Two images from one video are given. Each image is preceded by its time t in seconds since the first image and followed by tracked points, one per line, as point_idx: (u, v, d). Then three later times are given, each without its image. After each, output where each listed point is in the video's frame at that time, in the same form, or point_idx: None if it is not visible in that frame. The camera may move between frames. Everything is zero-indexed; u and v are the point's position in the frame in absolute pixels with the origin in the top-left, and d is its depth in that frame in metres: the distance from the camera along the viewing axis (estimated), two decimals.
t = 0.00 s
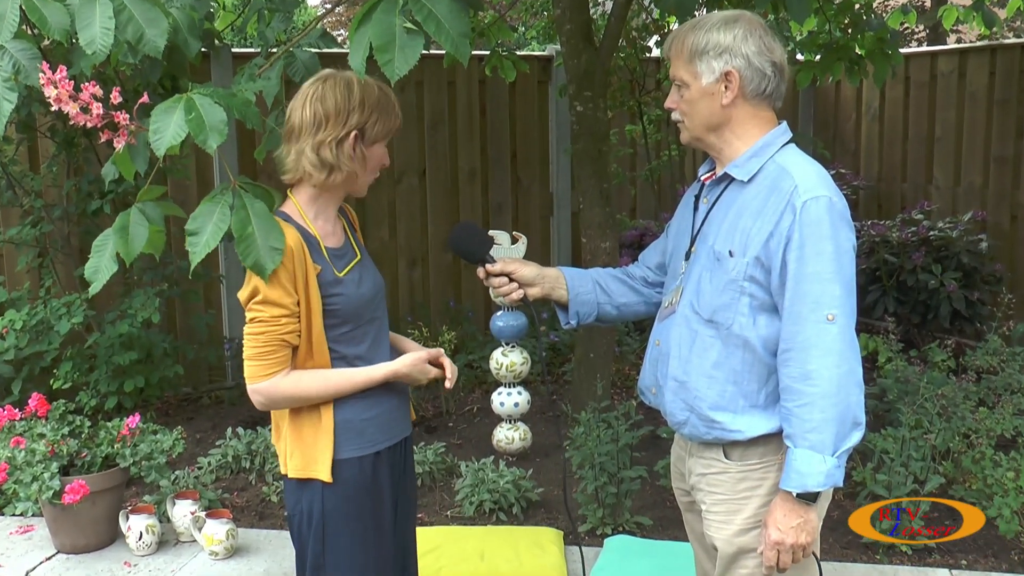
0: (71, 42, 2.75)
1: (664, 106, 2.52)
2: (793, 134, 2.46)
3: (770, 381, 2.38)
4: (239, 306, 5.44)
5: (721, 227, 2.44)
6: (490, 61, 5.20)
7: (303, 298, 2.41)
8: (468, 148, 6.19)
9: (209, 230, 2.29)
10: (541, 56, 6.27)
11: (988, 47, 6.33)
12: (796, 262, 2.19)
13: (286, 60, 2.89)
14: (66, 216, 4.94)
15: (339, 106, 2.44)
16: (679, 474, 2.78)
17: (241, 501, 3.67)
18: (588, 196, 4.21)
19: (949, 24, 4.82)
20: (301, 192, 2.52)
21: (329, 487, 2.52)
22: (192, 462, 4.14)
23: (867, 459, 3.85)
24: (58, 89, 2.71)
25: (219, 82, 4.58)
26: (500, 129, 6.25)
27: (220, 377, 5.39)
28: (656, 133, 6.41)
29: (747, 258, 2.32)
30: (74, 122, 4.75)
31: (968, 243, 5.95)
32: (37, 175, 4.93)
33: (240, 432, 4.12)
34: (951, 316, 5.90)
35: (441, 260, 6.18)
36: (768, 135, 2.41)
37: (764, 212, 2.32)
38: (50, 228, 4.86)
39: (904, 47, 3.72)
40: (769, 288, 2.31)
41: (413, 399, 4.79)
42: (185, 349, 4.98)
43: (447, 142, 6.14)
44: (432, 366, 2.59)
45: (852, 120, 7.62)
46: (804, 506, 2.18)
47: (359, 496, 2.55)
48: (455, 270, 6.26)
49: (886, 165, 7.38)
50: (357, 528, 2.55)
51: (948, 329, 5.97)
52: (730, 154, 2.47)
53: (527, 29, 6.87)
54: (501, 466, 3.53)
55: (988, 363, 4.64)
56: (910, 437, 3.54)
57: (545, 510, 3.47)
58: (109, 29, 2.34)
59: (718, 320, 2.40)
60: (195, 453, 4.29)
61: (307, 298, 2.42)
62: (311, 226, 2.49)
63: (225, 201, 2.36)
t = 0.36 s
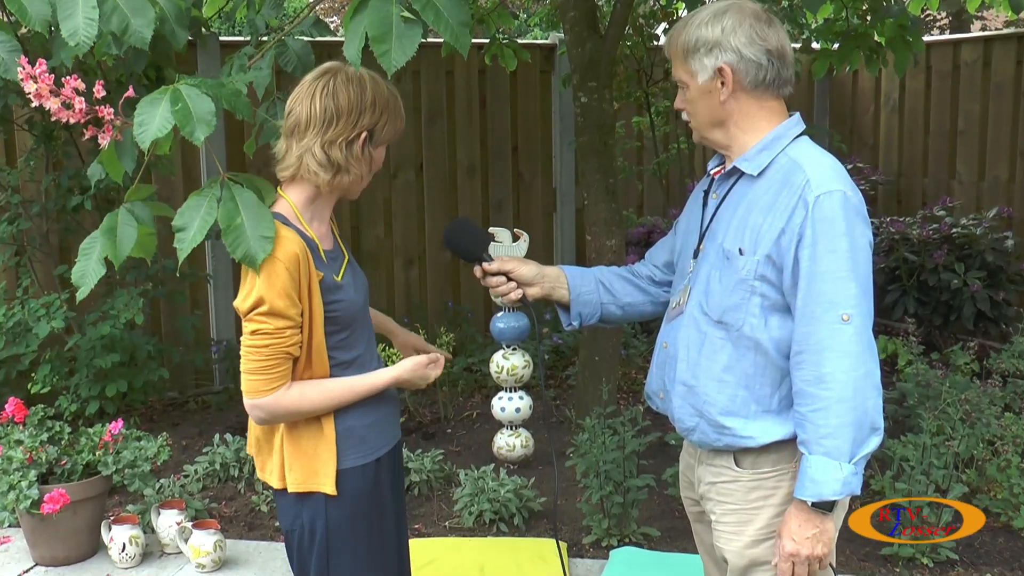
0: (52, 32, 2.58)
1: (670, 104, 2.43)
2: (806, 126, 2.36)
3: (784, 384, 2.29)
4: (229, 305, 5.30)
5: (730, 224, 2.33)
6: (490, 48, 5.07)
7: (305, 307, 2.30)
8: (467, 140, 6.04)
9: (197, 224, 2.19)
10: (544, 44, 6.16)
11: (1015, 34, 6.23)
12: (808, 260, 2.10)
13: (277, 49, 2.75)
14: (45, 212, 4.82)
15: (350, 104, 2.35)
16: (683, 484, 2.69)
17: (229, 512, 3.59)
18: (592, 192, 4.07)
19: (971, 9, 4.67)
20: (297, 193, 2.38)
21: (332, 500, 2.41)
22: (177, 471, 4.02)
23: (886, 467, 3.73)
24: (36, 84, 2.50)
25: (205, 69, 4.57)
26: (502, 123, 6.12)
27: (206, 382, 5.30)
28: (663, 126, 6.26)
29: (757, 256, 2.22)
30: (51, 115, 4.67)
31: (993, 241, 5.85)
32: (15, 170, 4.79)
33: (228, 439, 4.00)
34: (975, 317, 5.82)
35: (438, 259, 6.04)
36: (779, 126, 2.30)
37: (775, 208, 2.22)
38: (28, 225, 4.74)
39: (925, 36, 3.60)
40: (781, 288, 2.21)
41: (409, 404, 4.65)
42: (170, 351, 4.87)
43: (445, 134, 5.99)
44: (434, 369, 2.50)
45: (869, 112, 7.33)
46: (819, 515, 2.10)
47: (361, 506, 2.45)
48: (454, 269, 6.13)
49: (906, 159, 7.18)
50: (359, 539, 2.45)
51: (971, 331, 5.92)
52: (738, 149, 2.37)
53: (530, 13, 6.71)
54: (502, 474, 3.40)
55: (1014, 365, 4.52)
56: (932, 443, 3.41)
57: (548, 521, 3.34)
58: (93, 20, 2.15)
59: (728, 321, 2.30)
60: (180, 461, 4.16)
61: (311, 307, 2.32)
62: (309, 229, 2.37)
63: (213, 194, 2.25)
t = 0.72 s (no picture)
0: (29, 19, 2.44)
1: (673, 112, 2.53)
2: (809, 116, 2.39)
3: (794, 388, 2.28)
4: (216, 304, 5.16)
5: (731, 225, 2.35)
6: (490, 35, 4.97)
7: (295, 313, 2.17)
8: (465, 131, 5.92)
9: (180, 217, 2.10)
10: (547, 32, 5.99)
11: None
12: (808, 257, 2.12)
13: (266, 38, 2.62)
14: (23, 208, 4.75)
15: (342, 101, 2.22)
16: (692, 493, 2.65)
17: (217, 522, 3.47)
18: (598, 186, 3.95)
19: None
20: (280, 192, 2.27)
21: (320, 512, 2.32)
22: (161, 479, 3.90)
23: (906, 474, 3.61)
24: (12, 73, 2.34)
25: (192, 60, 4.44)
26: (503, 114, 6.00)
27: (193, 386, 5.16)
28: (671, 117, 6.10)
29: (758, 255, 2.25)
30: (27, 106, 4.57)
31: (1018, 238, 5.68)
32: None
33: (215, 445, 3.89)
34: (999, 318, 5.70)
35: (436, 256, 5.91)
36: (779, 118, 2.33)
37: (774, 206, 2.25)
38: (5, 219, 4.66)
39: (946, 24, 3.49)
40: (784, 286, 2.22)
41: (406, 410, 4.53)
42: (155, 354, 4.76)
43: (444, 126, 5.88)
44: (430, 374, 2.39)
45: (888, 103, 7.30)
46: (832, 524, 2.09)
47: (351, 517, 2.36)
48: (453, 267, 6.00)
49: (927, 152, 7.06)
50: (349, 552, 2.36)
51: (997, 332, 5.82)
52: (737, 146, 2.41)
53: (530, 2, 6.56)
54: (503, 483, 3.28)
55: None
56: (955, 449, 3.28)
57: (550, 532, 3.22)
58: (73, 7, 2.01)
59: (732, 324, 2.31)
60: (165, 468, 4.04)
61: (301, 314, 2.20)
62: (297, 230, 2.24)
63: (197, 187, 2.16)
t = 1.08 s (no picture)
0: None
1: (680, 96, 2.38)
2: (822, 98, 2.26)
3: (804, 385, 2.17)
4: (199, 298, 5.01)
5: (739, 212, 2.23)
6: (492, 16, 4.80)
7: (278, 306, 2.06)
8: (462, 116, 5.78)
9: (159, 206, 1.96)
10: (549, 11, 5.86)
11: None
12: (818, 246, 2.00)
13: (253, 17, 2.50)
14: None
15: (315, 78, 2.08)
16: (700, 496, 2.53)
17: (202, 526, 3.37)
18: (602, 174, 3.82)
19: None
20: (263, 179, 2.16)
21: (305, 515, 2.22)
22: (143, 482, 3.79)
23: (926, 475, 3.49)
24: None
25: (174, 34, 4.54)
26: (503, 99, 5.87)
27: (176, 384, 5.02)
28: (679, 102, 5.95)
29: (766, 245, 2.12)
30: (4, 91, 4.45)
31: None
32: None
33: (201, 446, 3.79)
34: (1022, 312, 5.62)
35: (431, 248, 5.75)
36: (791, 102, 2.21)
37: (784, 192, 2.12)
38: None
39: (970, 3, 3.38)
40: (793, 278, 2.10)
41: (400, 409, 4.40)
42: (135, 350, 4.64)
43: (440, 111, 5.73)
44: (423, 372, 2.28)
45: (910, 85, 7.25)
46: (831, 527, 2.01)
47: (338, 521, 2.25)
48: (450, 260, 5.86)
49: (950, 137, 6.96)
50: (337, 557, 2.26)
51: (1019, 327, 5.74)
52: (746, 131, 2.27)
53: None
54: (503, 485, 3.17)
55: None
56: (979, 449, 3.15)
57: (551, 536, 3.11)
58: None
59: (739, 318, 2.19)
60: (148, 470, 3.92)
61: (284, 306, 2.08)
62: (281, 219, 2.13)
63: (178, 172, 2.02)
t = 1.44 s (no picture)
0: None
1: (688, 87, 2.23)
2: (838, 88, 2.11)
3: (822, 391, 2.04)
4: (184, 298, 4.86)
5: (751, 209, 2.09)
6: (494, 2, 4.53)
7: (259, 303, 1.96)
8: (461, 108, 5.65)
9: (140, 197, 1.86)
10: None
11: None
12: (837, 245, 1.88)
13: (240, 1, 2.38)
14: None
15: (248, 66, 1.99)
16: (710, 507, 2.40)
17: (186, 539, 3.26)
18: (607, 167, 3.69)
19: None
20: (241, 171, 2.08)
21: (288, 525, 2.10)
22: (123, 492, 3.66)
23: (951, 485, 3.36)
24: None
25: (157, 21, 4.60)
26: (503, 90, 5.74)
27: (159, 389, 4.88)
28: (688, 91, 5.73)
29: (780, 244, 1.99)
30: None
31: None
32: None
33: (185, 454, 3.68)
34: None
35: (427, 247, 5.62)
36: (805, 92, 2.07)
37: (799, 188, 1.99)
38: None
39: None
40: (809, 278, 1.97)
41: (395, 415, 4.28)
42: (116, 354, 4.50)
43: (439, 101, 5.60)
44: (416, 379, 2.15)
45: (932, 74, 7.09)
46: (859, 543, 1.88)
47: (324, 533, 2.13)
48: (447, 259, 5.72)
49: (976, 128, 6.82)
50: (321, 571, 2.14)
51: None
52: (757, 124, 2.13)
53: None
54: (504, 496, 3.06)
55: None
56: (1006, 458, 3.02)
57: (554, 550, 3.00)
58: None
59: (753, 321, 2.05)
60: (129, 480, 3.80)
61: (266, 302, 1.97)
62: (264, 211, 2.03)
63: (159, 163, 1.92)
